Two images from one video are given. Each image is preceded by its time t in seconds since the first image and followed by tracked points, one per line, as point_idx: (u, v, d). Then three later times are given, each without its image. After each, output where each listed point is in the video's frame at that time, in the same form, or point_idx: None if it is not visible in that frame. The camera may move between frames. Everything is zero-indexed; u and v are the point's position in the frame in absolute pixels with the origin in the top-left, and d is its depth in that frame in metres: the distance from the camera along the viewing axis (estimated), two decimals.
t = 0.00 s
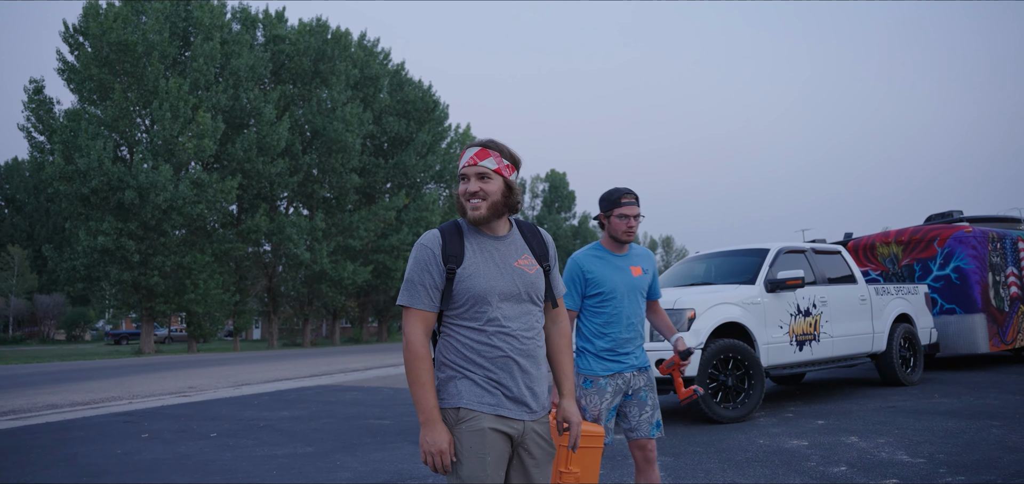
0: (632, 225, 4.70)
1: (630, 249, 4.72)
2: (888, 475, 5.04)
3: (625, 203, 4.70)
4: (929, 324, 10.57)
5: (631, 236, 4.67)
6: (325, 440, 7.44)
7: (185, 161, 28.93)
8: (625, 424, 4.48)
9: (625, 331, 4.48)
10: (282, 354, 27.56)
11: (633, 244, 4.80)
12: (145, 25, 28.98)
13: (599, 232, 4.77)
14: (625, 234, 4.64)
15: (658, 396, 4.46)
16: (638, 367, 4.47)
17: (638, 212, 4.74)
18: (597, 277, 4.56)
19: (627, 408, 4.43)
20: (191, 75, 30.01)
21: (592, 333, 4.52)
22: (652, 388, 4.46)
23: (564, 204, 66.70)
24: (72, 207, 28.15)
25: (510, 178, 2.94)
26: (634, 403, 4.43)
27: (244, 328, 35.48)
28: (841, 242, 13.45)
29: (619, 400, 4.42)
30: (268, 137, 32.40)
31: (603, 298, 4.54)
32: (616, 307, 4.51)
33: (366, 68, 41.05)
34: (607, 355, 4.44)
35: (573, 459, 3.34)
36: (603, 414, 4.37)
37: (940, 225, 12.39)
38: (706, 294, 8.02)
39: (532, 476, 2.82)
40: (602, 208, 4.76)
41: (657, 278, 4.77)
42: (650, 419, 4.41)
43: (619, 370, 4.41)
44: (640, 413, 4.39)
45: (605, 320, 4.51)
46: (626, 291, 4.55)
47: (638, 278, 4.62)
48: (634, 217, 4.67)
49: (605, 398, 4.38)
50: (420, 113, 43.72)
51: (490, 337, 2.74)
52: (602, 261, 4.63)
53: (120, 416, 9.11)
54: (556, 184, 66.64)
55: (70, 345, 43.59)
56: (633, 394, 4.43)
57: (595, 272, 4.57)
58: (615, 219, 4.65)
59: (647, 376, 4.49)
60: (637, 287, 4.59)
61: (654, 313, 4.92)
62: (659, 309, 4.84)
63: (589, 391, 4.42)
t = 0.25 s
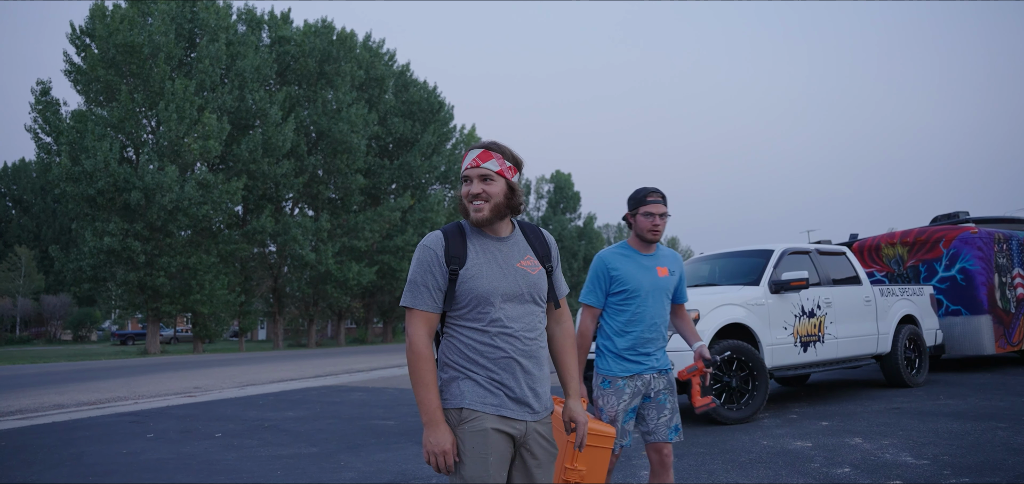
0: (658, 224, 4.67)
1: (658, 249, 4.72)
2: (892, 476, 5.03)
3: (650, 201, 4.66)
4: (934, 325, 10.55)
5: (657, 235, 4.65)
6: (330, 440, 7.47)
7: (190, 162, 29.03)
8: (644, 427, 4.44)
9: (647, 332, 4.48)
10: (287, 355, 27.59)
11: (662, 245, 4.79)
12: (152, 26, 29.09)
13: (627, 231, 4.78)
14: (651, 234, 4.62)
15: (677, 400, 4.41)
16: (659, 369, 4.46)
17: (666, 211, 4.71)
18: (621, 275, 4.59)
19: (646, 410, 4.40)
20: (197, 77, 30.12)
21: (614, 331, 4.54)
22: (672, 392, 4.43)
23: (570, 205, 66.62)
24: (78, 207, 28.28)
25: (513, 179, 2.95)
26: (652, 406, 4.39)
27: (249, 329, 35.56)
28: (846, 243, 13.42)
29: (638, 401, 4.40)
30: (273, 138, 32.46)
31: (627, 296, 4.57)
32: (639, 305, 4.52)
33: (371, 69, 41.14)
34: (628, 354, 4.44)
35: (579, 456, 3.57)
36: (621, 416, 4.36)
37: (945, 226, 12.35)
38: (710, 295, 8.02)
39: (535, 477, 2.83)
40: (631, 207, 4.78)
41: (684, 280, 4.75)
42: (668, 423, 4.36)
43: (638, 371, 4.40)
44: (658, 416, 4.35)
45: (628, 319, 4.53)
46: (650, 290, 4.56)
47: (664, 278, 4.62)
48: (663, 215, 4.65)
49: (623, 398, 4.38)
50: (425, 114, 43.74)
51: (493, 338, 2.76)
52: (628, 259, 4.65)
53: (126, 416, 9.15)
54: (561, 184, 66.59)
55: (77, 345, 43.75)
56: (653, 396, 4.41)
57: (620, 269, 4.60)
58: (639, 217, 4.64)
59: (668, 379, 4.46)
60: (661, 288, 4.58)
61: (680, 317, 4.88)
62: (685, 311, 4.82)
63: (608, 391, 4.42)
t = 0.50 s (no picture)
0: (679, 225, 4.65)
1: (677, 251, 4.69)
2: (891, 478, 5.03)
3: (672, 202, 4.64)
4: (935, 328, 10.55)
5: (677, 236, 4.63)
6: (330, 442, 7.48)
7: (192, 165, 29.07)
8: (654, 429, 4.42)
9: (665, 333, 4.44)
10: (288, 357, 27.55)
11: (681, 248, 4.76)
12: (154, 28, 29.15)
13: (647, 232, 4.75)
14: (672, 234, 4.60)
15: (691, 406, 4.40)
16: (675, 371, 4.42)
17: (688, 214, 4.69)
18: (641, 274, 4.54)
19: (659, 413, 4.37)
20: (199, 79, 30.17)
21: (632, 330, 4.49)
22: (686, 396, 4.42)
23: (571, 207, 66.58)
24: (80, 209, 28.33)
25: (511, 182, 2.96)
26: (667, 409, 4.37)
27: (251, 331, 35.57)
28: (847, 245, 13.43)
29: (654, 403, 4.36)
30: (275, 140, 32.49)
31: (646, 296, 4.52)
32: (658, 306, 4.48)
33: (373, 71, 41.18)
34: (646, 354, 4.40)
35: (584, 454, 3.33)
36: (638, 417, 4.31)
37: (946, 229, 12.35)
38: (710, 297, 8.02)
39: (533, 479, 2.84)
40: (652, 208, 4.75)
41: (703, 284, 4.72)
42: (680, 427, 4.36)
43: (655, 371, 4.36)
44: (672, 419, 4.34)
45: (645, 319, 4.49)
46: (669, 292, 4.51)
47: (683, 280, 4.58)
48: (684, 217, 4.63)
49: (640, 399, 4.33)
50: (427, 116, 43.77)
51: (491, 340, 2.76)
52: (648, 259, 4.62)
53: (127, 418, 9.18)
54: (563, 186, 66.55)
55: (79, 347, 43.77)
56: (668, 399, 4.37)
57: (641, 269, 4.56)
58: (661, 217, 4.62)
59: (683, 382, 4.44)
60: (680, 290, 4.54)
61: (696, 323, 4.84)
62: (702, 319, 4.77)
63: (624, 390, 4.36)
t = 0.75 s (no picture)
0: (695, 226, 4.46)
1: (691, 253, 4.51)
2: (892, 480, 5.03)
3: (689, 203, 4.45)
4: (936, 329, 10.54)
5: (693, 238, 4.45)
6: (332, 445, 7.49)
7: (194, 168, 29.14)
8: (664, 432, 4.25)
9: (679, 336, 4.28)
10: (290, 360, 27.55)
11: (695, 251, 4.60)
12: (156, 32, 29.21)
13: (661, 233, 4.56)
14: (688, 236, 4.41)
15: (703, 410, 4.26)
16: (688, 375, 4.27)
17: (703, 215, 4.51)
18: (658, 276, 4.36)
19: (671, 417, 4.20)
20: (201, 82, 30.25)
21: (647, 333, 4.31)
22: (698, 400, 4.26)
23: (573, 209, 66.57)
24: (83, 213, 28.41)
25: (512, 186, 2.98)
26: (680, 413, 4.20)
27: (253, 333, 35.63)
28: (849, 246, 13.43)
29: (669, 405, 4.19)
30: (277, 143, 32.54)
31: (663, 298, 4.33)
32: (674, 309, 4.31)
33: (374, 74, 41.27)
34: (660, 357, 4.23)
35: (589, 456, 3.33)
36: (654, 419, 4.13)
37: (948, 229, 12.34)
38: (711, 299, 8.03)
39: (532, 481, 2.85)
40: (667, 209, 4.56)
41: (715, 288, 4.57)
42: (691, 431, 4.21)
43: (670, 373, 4.20)
44: (683, 423, 4.18)
45: (660, 321, 4.31)
46: (685, 295, 4.34)
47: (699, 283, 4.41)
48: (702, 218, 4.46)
49: (657, 399, 4.15)
50: (428, 119, 43.82)
51: (491, 342, 2.78)
52: (664, 261, 4.43)
53: (129, 421, 9.19)
54: (564, 189, 66.52)
55: (82, 351, 43.82)
56: (681, 402, 4.21)
57: (658, 270, 4.37)
58: (678, 218, 4.43)
59: (695, 386, 4.28)
60: (695, 292, 4.38)
61: (706, 329, 4.69)
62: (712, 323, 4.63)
63: (639, 392, 4.18)
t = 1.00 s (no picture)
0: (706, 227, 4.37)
1: (701, 255, 4.41)
2: (894, 481, 5.03)
3: (699, 204, 4.37)
4: (942, 329, 10.51)
5: (704, 240, 4.35)
6: (336, 445, 7.52)
7: (200, 170, 29.24)
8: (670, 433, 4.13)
9: (688, 337, 4.16)
10: (296, 361, 27.59)
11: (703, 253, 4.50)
12: (162, 34, 29.32)
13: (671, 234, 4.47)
14: (699, 237, 4.32)
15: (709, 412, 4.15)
16: (696, 377, 4.16)
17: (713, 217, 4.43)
18: (668, 276, 4.24)
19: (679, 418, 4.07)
20: (207, 84, 30.34)
21: (657, 333, 4.19)
22: (705, 403, 4.15)
23: (579, 210, 66.50)
24: (89, 214, 28.54)
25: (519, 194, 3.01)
26: (686, 415, 4.08)
27: (259, 334, 35.71)
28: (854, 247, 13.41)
29: (679, 405, 4.07)
30: (282, 145, 32.58)
31: (672, 298, 4.23)
32: (685, 310, 4.19)
33: (379, 76, 41.35)
34: (671, 357, 4.12)
35: (604, 458, 3.31)
36: (668, 419, 4.01)
37: (954, 230, 12.30)
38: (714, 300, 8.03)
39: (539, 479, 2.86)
40: (677, 209, 4.47)
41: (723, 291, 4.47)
42: (697, 434, 4.10)
43: (677, 373, 4.09)
44: (689, 426, 4.06)
45: (669, 322, 4.19)
46: (694, 295, 4.23)
47: (708, 285, 4.31)
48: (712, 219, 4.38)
49: (668, 398, 4.04)
50: (434, 120, 43.87)
51: (495, 343, 2.80)
52: (674, 261, 4.32)
53: (136, 422, 9.25)
54: (570, 190, 66.42)
55: (89, 352, 44.02)
56: (688, 404, 4.09)
57: (669, 270, 4.26)
58: (689, 219, 4.33)
59: (702, 388, 4.17)
60: (705, 293, 4.27)
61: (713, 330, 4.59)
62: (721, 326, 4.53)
63: (650, 390, 4.07)
